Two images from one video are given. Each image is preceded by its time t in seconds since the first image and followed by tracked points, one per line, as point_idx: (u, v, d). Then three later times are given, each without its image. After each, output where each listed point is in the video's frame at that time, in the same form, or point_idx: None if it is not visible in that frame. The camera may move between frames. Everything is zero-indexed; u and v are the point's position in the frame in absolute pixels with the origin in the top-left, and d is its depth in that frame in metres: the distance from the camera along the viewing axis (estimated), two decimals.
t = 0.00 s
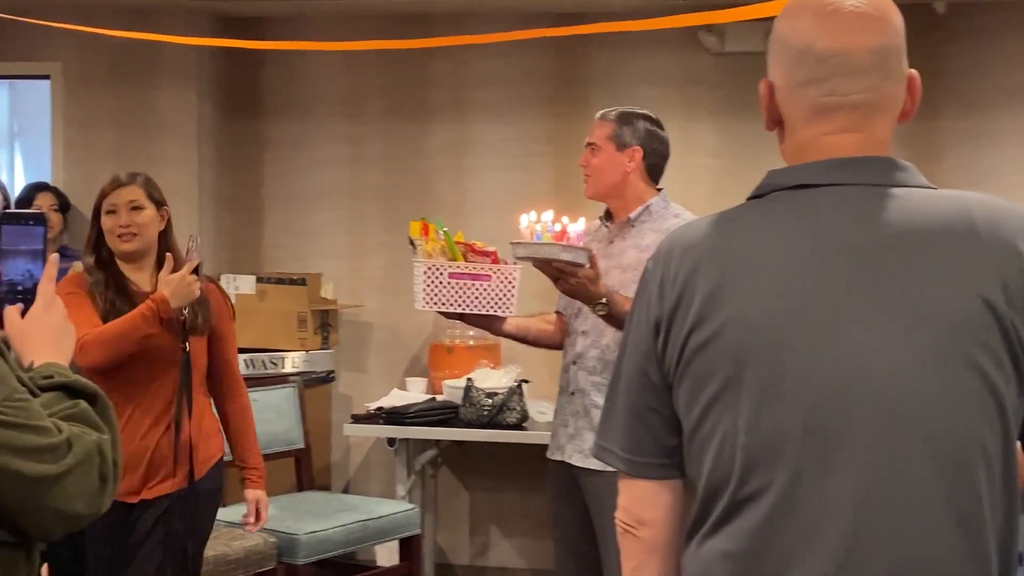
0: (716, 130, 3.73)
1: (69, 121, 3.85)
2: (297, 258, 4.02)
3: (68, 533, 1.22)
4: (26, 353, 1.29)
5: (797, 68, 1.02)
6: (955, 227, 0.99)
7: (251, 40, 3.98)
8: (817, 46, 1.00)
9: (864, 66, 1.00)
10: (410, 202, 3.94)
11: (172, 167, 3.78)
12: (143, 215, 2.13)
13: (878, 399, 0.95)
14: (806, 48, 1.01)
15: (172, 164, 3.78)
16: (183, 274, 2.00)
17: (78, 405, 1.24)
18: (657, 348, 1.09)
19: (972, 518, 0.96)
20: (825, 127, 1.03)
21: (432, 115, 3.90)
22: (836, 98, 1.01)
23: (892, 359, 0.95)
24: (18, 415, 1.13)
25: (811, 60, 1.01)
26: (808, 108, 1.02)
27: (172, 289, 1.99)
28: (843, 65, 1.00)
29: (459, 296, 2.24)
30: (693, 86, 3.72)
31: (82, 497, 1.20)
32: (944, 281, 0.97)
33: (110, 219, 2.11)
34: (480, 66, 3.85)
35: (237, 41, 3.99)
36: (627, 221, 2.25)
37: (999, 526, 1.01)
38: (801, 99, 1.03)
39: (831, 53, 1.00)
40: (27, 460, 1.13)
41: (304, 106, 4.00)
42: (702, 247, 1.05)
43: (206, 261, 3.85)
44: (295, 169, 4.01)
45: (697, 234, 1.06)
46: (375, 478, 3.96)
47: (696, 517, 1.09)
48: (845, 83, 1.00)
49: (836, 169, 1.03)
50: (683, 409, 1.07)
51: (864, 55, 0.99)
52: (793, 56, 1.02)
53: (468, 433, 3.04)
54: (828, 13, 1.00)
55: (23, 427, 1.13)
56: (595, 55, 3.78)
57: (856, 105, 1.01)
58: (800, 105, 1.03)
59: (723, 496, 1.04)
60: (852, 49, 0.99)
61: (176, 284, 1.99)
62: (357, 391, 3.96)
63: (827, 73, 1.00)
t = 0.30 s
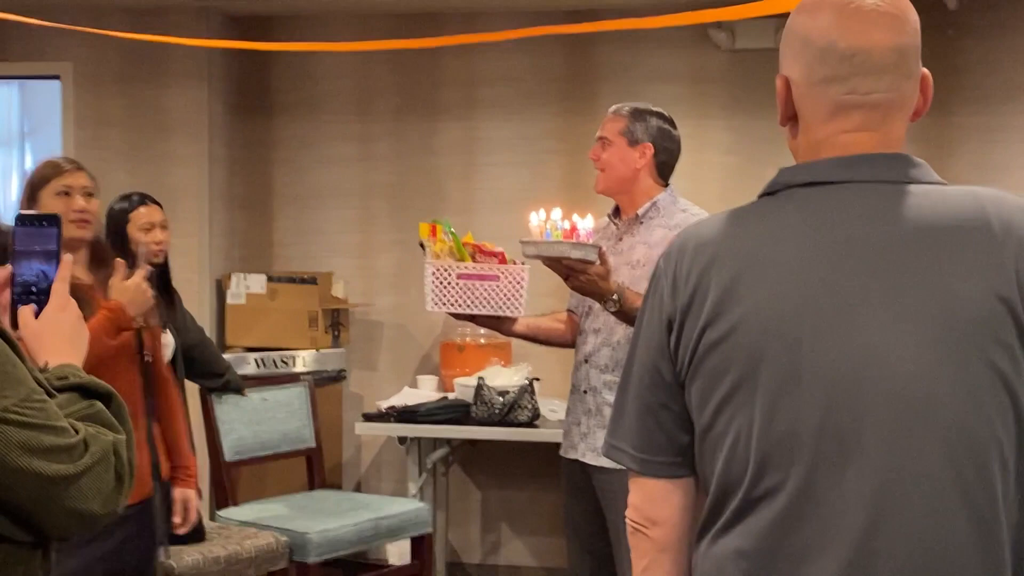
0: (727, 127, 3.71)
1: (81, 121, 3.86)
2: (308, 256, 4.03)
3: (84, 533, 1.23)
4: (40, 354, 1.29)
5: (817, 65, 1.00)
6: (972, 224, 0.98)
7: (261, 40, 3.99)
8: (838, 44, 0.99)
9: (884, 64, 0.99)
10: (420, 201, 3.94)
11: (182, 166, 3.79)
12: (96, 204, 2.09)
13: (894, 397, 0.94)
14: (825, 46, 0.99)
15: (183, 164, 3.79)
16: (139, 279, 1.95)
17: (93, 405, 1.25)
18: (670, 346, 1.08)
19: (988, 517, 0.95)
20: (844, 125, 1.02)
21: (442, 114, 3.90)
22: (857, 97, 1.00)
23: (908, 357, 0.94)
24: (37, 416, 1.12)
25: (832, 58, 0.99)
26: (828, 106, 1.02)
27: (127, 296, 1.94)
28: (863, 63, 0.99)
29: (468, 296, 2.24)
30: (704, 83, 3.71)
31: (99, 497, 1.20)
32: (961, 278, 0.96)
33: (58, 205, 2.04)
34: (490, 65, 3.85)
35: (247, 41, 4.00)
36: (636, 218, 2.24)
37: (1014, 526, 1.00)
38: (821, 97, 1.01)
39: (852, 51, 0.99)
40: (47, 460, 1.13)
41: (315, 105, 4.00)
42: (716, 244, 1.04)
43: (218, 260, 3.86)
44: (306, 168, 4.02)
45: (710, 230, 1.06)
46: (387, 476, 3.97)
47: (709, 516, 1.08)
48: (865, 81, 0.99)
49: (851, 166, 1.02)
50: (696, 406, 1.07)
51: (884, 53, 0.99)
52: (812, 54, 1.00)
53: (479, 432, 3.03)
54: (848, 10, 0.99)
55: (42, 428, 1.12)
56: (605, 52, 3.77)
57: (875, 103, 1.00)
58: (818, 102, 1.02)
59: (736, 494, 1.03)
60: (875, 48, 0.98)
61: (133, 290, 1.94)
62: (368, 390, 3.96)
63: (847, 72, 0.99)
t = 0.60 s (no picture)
0: (733, 123, 3.71)
1: (88, 120, 3.87)
2: (315, 254, 4.05)
3: (97, 531, 1.24)
4: (53, 355, 1.31)
5: (822, 65, 1.01)
6: (976, 223, 0.98)
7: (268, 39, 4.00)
8: (843, 44, 0.99)
9: (889, 64, 0.99)
10: (427, 199, 3.95)
11: (190, 165, 3.80)
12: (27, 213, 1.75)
13: (897, 395, 0.94)
14: (831, 46, 1.00)
15: (190, 162, 3.80)
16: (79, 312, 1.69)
17: (107, 404, 1.26)
18: (674, 345, 1.09)
19: (991, 516, 0.95)
20: (849, 125, 1.02)
21: (448, 111, 3.90)
22: (862, 97, 1.00)
23: (912, 356, 0.95)
24: (50, 414, 1.13)
25: (837, 58, 0.99)
26: (832, 106, 1.02)
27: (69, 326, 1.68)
28: (868, 63, 0.99)
29: (473, 292, 2.25)
30: (710, 80, 3.71)
31: (111, 495, 1.21)
32: (965, 277, 0.96)
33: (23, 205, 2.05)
34: (496, 62, 3.85)
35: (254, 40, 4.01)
36: (641, 216, 2.24)
37: (1018, 525, 1.00)
38: (826, 96, 1.02)
39: (858, 51, 0.99)
40: (60, 458, 1.14)
41: (321, 104, 4.01)
42: (720, 243, 1.04)
43: (225, 258, 3.88)
44: (313, 166, 4.03)
45: (714, 229, 1.06)
46: (395, 473, 3.98)
47: (714, 514, 1.09)
48: (870, 82, 1.00)
49: (855, 165, 1.02)
50: (700, 405, 1.07)
51: (890, 53, 0.99)
52: (818, 53, 1.01)
53: (487, 429, 3.04)
54: (854, 9, 0.99)
55: (55, 426, 1.13)
56: (611, 49, 3.77)
57: (879, 104, 1.00)
58: (823, 101, 1.02)
59: (740, 493, 1.04)
60: (881, 48, 0.98)
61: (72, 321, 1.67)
62: (376, 387, 3.98)
63: (852, 71, 1.00)
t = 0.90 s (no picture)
0: (744, 116, 3.69)
1: (97, 114, 3.87)
2: (324, 248, 4.05)
3: (112, 526, 1.24)
4: (71, 352, 1.31)
5: (836, 58, 1.00)
6: (988, 218, 0.97)
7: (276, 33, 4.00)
8: (857, 37, 0.98)
9: (903, 58, 0.98)
10: (436, 192, 3.94)
11: (199, 159, 3.81)
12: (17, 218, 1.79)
13: (906, 389, 0.94)
14: (844, 39, 0.99)
15: (200, 157, 3.81)
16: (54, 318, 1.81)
17: (124, 400, 1.26)
18: (682, 338, 1.08)
19: (1001, 511, 0.95)
20: (861, 118, 1.01)
21: (457, 105, 3.90)
22: (875, 91, 0.99)
23: (921, 350, 0.94)
24: (66, 409, 1.13)
25: (851, 52, 0.98)
26: (845, 99, 1.01)
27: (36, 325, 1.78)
28: (881, 57, 0.98)
29: (482, 286, 2.25)
30: (721, 72, 3.69)
31: (128, 491, 1.21)
32: (976, 271, 0.95)
33: (14, 192, 2.00)
34: (506, 55, 3.84)
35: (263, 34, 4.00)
36: (652, 210, 2.23)
37: None
38: (839, 90, 1.01)
39: (871, 44, 0.98)
40: (75, 453, 1.14)
41: (330, 98, 4.01)
42: (729, 235, 1.03)
43: (235, 252, 3.88)
44: (322, 160, 4.03)
45: (724, 222, 1.05)
46: (405, 466, 3.99)
47: (722, 507, 1.08)
48: (883, 76, 0.99)
49: (868, 159, 1.01)
50: (708, 398, 1.07)
51: (904, 47, 0.98)
52: (831, 46, 1.00)
53: (496, 423, 3.04)
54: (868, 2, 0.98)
55: (71, 420, 1.13)
56: (621, 42, 3.75)
57: (893, 98, 0.99)
58: (837, 95, 1.01)
59: (748, 486, 1.03)
60: (895, 42, 0.97)
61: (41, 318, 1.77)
62: (387, 381, 3.98)
63: (865, 65, 0.99)
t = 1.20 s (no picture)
0: (750, 114, 3.68)
1: (104, 112, 3.88)
2: (330, 246, 4.05)
3: (118, 530, 1.25)
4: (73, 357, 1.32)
5: (845, 56, 0.99)
6: (996, 216, 0.97)
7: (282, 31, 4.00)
8: (866, 36, 0.98)
9: (913, 56, 0.98)
10: (442, 190, 3.94)
11: (205, 157, 3.81)
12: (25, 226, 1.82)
13: (913, 387, 0.93)
14: (854, 37, 0.98)
15: (205, 154, 3.81)
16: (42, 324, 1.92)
17: (133, 404, 1.27)
18: (689, 334, 1.08)
19: (1007, 510, 0.94)
20: (871, 117, 1.01)
21: (463, 102, 3.89)
22: (884, 89, 0.99)
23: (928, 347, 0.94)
24: (74, 412, 1.13)
25: (860, 49, 0.98)
26: (854, 98, 1.01)
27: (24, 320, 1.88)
28: (891, 55, 0.98)
29: (488, 284, 2.25)
30: (727, 70, 3.68)
31: (135, 496, 1.22)
32: (984, 270, 0.94)
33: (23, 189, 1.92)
34: (511, 52, 3.83)
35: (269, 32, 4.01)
36: (658, 208, 2.23)
37: None
38: (849, 88, 1.00)
39: (881, 42, 0.97)
40: (84, 456, 1.14)
41: (336, 96, 4.01)
42: (737, 232, 1.03)
43: (241, 250, 3.89)
44: (328, 157, 4.03)
45: (731, 219, 1.05)
46: (411, 464, 3.99)
47: (728, 504, 1.08)
48: (892, 73, 0.98)
49: (877, 157, 1.01)
50: (714, 395, 1.06)
51: (913, 45, 0.97)
52: (840, 44, 0.99)
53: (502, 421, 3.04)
54: None
55: (80, 423, 1.13)
56: (626, 39, 3.74)
57: (902, 96, 0.99)
58: (846, 93, 1.01)
59: (754, 484, 1.03)
60: (905, 40, 0.97)
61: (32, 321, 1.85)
62: (392, 379, 3.98)
63: (874, 63, 0.98)
